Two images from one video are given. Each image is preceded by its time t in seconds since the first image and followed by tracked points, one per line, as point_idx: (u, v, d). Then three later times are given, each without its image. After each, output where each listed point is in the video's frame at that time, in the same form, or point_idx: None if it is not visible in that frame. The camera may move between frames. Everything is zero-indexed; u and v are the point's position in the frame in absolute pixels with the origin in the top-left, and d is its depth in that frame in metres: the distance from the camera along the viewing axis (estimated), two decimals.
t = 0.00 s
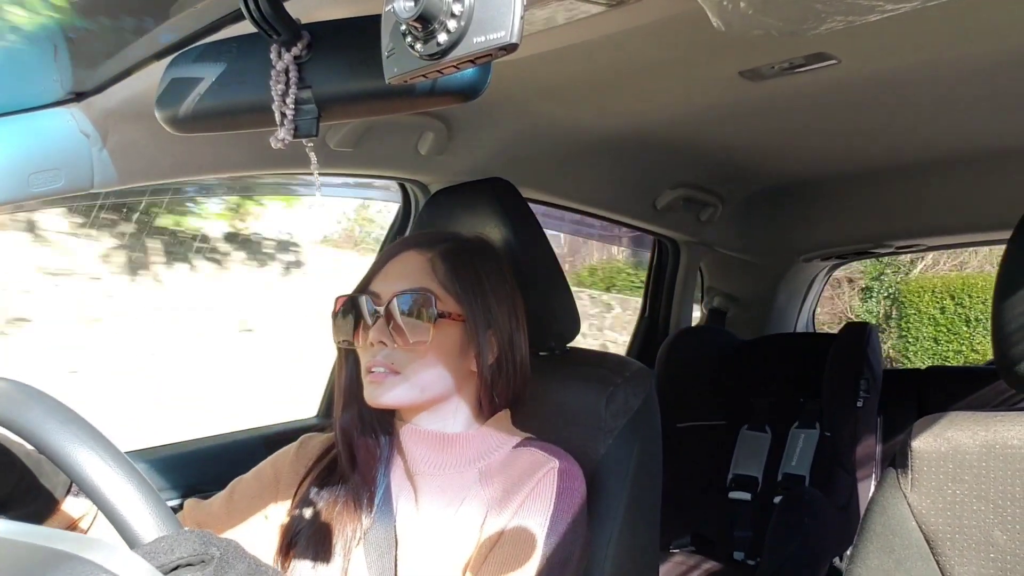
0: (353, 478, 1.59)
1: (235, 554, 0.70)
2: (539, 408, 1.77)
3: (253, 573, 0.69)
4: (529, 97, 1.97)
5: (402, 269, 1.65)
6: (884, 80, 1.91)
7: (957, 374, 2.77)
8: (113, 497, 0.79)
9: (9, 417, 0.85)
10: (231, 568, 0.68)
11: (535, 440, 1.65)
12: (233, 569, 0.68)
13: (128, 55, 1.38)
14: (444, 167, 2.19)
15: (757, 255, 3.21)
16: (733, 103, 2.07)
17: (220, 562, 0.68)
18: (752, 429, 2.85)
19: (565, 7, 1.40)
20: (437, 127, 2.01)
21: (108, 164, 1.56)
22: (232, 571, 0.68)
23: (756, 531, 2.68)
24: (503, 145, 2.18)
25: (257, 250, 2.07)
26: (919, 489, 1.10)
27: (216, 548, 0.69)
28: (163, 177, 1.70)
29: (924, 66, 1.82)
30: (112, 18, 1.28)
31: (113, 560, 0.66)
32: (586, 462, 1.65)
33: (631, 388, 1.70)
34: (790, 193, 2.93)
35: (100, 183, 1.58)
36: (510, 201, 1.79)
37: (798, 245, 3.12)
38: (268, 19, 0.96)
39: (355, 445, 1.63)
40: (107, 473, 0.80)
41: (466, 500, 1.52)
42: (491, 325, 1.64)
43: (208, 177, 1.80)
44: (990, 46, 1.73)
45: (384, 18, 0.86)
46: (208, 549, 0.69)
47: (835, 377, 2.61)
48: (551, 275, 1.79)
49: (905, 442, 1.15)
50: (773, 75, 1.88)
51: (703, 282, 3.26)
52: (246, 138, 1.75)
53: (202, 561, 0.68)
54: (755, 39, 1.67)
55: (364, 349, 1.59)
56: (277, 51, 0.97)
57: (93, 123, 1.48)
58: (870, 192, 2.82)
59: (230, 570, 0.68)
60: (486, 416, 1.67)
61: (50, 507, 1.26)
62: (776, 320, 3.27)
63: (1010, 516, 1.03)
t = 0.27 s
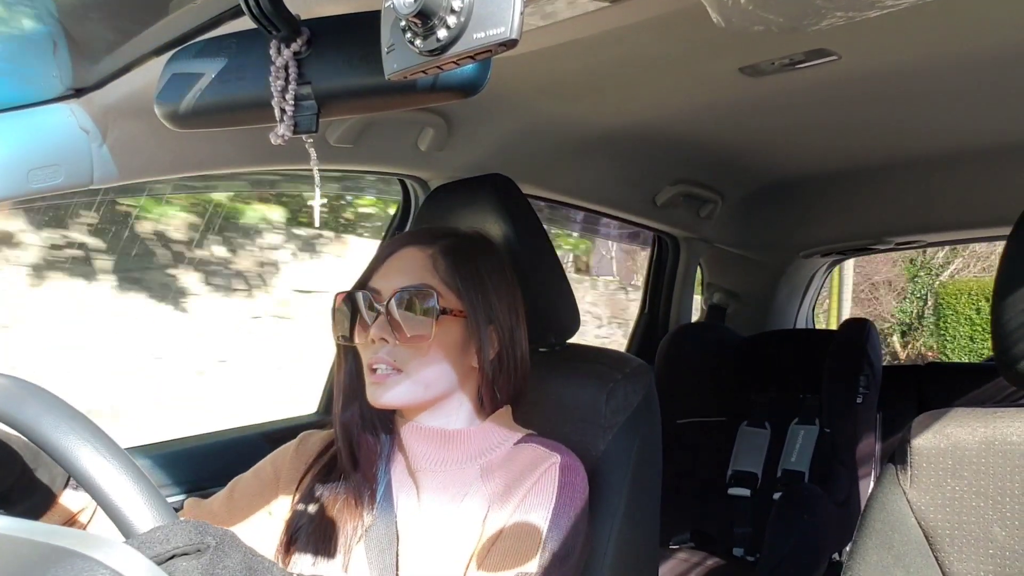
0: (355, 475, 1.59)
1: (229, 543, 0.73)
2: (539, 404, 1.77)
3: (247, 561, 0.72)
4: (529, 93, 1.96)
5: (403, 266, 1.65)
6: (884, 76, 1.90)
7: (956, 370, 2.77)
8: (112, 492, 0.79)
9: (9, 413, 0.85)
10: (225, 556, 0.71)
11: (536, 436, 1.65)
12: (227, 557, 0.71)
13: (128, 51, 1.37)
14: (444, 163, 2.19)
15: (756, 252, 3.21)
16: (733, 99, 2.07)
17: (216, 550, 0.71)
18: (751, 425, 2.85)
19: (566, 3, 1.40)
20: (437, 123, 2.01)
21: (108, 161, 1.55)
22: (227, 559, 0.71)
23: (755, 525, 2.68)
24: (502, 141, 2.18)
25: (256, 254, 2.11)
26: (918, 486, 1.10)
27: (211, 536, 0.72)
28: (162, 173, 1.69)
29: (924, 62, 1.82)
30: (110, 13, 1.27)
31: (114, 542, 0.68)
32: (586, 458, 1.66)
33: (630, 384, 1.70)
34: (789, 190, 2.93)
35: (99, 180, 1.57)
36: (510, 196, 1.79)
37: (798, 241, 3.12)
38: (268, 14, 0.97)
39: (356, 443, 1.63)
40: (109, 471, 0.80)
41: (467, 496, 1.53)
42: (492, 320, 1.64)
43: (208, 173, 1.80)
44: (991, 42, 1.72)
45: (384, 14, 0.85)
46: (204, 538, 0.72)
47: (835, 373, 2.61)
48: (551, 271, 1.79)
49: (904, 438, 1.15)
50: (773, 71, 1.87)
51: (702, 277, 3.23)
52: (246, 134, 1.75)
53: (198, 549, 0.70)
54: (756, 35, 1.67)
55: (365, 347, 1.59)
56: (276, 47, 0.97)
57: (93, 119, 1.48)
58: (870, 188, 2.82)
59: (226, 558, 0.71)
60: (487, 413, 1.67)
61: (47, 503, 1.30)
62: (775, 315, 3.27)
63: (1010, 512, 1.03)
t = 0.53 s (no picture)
0: (354, 475, 1.59)
1: (231, 545, 0.73)
2: (540, 405, 1.77)
3: (249, 564, 0.72)
4: (530, 93, 1.96)
5: (401, 265, 1.65)
6: (884, 76, 1.90)
7: (957, 370, 2.77)
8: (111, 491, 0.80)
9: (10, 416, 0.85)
10: (227, 559, 0.71)
11: (535, 436, 1.65)
12: (229, 560, 0.71)
13: (128, 50, 1.37)
14: (445, 163, 2.19)
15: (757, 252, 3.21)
16: (733, 99, 2.07)
17: (218, 552, 0.72)
18: (752, 426, 2.85)
19: (566, 3, 1.40)
20: (438, 123, 2.01)
21: (109, 161, 1.56)
22: (229, 562, 0.71)
23: (756, 527, 2.69)
24: (503, 142, 2.18)
25: (265, 266, 2.11)
26: (918, 486, 1.10)
27: (214, 539, 0.73)
28: (163, 173, 1.69)
29: (925, 62, 1.82)
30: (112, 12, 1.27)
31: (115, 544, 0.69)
32: (586, 458, 1.66)
33: (630, 384, 1.70)
34: (790, 190, 2.93)
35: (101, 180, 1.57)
36: (509, 195, 1.79)
37: (799, 241, 3.13)
38: (270, 15, 0.97)
39: (355, 441, 1.62)
40: (111, 472, 0.80)
41: (466, 496, 1.53)
42: (491, 319, 1.64)
43: (209, 173, 1.80)
44: (992, 43, 1.72)
45: (385, 14, 0.85)
46: (206, 540, 0.72)
47: (835, 374, 2.61)
48: (551, 271, 1.78)
49: (905, 438, 1.15)
50: (773, 71, 1.87)
51: (703, 277, 3.23)
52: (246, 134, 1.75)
53: (199, 552, 0.71)
54: (756, 35, 1.67)
55: (363, 346, 1.59)
56: (277, 48, 0.97)
57: (94, 119, 1.48)
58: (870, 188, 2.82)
59: (228, 559, 0.71)
60: (487, 413, 1.67)
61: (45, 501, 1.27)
62: (774, 315, 3.27)
63: (1010, 512, 1.03)
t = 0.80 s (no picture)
0: (353, 480, 1.59)
1: None
2: (541, 410, 1.77)
3: None
4: (531, 97, 1.96)
5: (399, 270, 1.65)
6: (886, 80, 1.90)
7: (959, 375, 2.77)
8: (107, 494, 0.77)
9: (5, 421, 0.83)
10: None
11: (535, 440, 1.64)
12: None
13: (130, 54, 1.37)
14: (446, 167, 2.19)
15: (758, 256, 3.21)
16: (735, 104, 2.07)
17: None
18: (753, 431, 2.83)
19: (567, 7, 1.39)
20: (439, 127, 2.01)
21: (110, 166, 1.56)
22: None
23: (757, 532, 2.67)
24: (504, 146, 2.18)
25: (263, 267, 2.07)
26: (921, 491, 1.10)
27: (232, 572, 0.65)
28: (164, 177, 1.69)
29: (927, 66, 1.82)
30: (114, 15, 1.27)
31: None
32: (588, 463, 1.65)
33: (631, 389, 1.69)
34: (791, 194, 2.93)
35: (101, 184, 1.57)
36: (509, 200, 1.79)
37: (800, 246, 3.13)
38: (271, 19, 0.96)
39: (354, 447, 1.63)
40: (100, 467, 0.78)
41: (465, 500, 1.53)
42: (488, 322, 1.63)
43: (210, 177, 1.80)
44: (993, 47, 1.72)
45: (386, 18, 0.85)
46: None
47: (836, 379, 2.61)
48: (551, 275, 1.77)
49: (907, 443, 1.14)
50: (774, 75, 1.87)
51: (704, 281, 3.24)
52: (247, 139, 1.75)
53: None
54: (757, 40, 1.66)
55: (360, 351, 1.59)
56: (278, 52, 0.97)
57: (95, 124, 1.48)
58: (872, 193, 2.82)
59: None
60: (486, 417, 1.66)
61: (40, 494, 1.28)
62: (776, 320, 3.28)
63: (1014, 519, 1.02)
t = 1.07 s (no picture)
0: (360, 477, 1.60)
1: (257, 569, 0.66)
2: (546, 410, 1.77)
3: None
4: (537, 99, 1.97)
5: (403, 267, 1.66)
6: (891, 82, 1.90)
7: (964, 376, 2.77)
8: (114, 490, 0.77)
9: (16, 419, 0.84)
10: None
11: (542, 440, 1.65)
12: None
13: (139, 56, 1.39)
14: (452, 167, 2.20)
15: (763, 257, 3.21)
16: (740, 105, 2.07)
17: None
18: (758, 431, 2.85)
19: (573, 9, 1.40)
20: (445, 128, 2.02)
21: (119, 166, 1.57)
22: None
23: (761, 533, 2.68)
24: (510, 148, 2.19)
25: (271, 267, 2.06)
26: (925, 492, 1.10)
27: (235, 566, 0.65)
28: (172, 178, 1.70)
29: (932, 68, 1.82)
30: (125, 18, 1.28)
31: None
32: (592, 462, 1.66)
33: (637, 390, 1.71)
34: (797, 196, 2.93)
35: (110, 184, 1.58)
36: (515, 201, 1.80)
37: (805, 247, 3.13)
38: (279, 21, 0.97)
39: (362, 446, 1.63)
40: (110, 466, 0.78)
41: (473, 499, 1.53)
42: (493, 323, 1.64)
43: (218, 178, 1.81)
44: (998, 49, 1.73)
45: (393, 20, 0.86)
46: (229, 568, 0.65)
47: (841, 380, 2.61)
48: (556, 276, 1.79)
49: (911, 444, 1.15)
50: (779, 77, 1.88)
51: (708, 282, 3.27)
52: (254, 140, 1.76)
53: None
54: (763, 42, 1.67)
55: (366, 347, 1.60)
56: (286, 54, 0.98)
57: (104, 125, 1.49)
58: (878, 194, 2.82)
59: None
60: (493, 416, 1.68)
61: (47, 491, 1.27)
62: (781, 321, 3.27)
63: (1017, 519, 1.03)
